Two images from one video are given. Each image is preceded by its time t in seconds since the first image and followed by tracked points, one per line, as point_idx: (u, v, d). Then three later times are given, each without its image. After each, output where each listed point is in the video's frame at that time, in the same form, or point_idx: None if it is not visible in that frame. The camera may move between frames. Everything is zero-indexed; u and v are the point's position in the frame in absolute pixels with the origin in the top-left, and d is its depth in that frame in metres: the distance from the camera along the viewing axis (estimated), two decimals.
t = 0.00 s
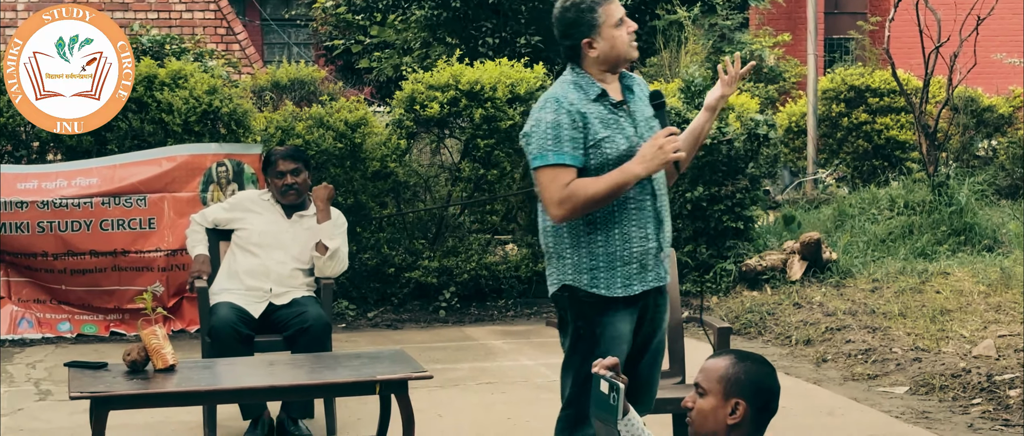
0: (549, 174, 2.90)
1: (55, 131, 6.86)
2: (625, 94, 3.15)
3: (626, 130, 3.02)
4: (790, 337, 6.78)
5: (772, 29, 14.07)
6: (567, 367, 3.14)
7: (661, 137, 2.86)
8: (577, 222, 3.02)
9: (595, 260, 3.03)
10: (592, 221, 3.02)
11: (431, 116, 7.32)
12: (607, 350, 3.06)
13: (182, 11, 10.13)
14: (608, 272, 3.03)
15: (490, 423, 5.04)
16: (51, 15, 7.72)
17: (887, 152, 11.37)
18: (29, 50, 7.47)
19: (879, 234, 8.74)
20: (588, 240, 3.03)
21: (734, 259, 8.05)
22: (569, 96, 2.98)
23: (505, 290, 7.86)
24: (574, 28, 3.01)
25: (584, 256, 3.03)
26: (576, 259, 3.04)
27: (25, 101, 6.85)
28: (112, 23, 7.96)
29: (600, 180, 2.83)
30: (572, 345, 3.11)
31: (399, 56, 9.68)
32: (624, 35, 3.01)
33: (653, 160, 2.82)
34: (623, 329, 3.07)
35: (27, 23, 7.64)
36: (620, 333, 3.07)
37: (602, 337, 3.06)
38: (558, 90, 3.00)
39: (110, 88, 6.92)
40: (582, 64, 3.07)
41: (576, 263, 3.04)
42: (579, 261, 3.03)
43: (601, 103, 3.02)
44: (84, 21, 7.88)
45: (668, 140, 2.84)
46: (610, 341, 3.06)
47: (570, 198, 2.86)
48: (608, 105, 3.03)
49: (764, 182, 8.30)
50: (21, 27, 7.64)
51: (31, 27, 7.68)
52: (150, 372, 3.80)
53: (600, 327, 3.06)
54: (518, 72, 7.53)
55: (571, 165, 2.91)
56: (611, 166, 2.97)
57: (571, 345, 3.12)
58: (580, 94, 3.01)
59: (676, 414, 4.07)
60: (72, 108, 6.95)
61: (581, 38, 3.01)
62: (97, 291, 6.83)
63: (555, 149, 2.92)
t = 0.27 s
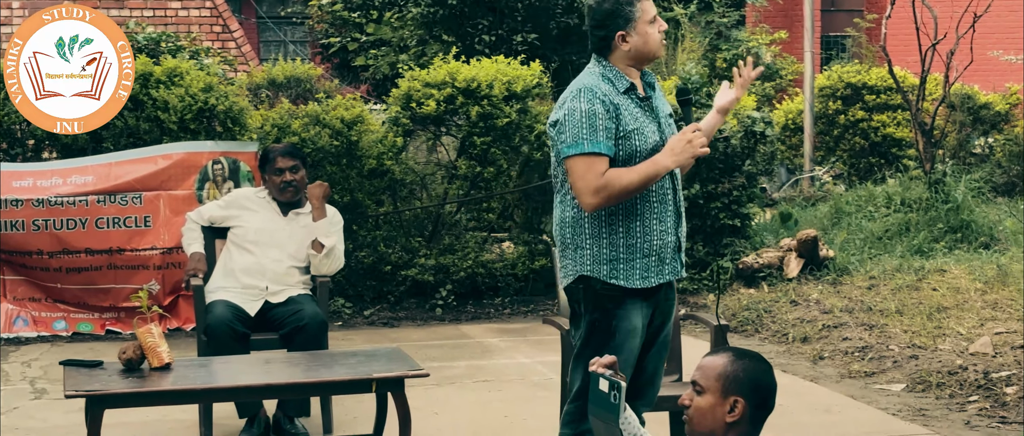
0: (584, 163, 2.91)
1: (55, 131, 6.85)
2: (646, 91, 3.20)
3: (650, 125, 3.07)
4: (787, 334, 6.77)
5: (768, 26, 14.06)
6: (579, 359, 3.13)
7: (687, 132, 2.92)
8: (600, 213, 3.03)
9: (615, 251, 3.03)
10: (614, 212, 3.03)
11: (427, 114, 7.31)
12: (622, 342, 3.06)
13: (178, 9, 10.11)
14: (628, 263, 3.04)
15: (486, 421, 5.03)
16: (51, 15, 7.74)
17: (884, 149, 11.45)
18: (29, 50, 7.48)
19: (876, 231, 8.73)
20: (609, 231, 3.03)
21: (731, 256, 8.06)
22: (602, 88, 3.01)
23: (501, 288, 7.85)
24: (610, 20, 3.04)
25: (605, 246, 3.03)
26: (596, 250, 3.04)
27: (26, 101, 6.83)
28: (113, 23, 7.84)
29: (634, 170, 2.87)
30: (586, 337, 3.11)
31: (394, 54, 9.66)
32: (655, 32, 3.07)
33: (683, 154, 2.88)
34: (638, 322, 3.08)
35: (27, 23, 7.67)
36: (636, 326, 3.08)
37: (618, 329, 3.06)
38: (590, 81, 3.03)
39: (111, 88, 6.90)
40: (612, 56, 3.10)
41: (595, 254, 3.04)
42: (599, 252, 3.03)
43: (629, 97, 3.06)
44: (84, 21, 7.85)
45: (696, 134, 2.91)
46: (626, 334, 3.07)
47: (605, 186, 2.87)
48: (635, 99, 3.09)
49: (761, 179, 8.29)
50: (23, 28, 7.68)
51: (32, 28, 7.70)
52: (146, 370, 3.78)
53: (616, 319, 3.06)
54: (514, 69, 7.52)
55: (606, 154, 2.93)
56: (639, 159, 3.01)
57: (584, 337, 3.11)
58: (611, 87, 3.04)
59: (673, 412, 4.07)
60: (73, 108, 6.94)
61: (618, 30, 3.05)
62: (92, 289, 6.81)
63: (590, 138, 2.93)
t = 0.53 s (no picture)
0: (591, 157, 2.93)
1: (55, 131, 6.85)
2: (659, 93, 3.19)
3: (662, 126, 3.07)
4: (787, 334, 6.78)
5: (768, 26, 14.06)
6: (583, 354, 3.15)
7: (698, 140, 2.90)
8: (605, 210, 3.05)
9: (620, 247, 3.05)
10: (621, 209, 3.04)
11: (427, 114, 7.31)
12: (625, 338, 3.07)
13: (178, 9, 10.11)
14: (632, 260, 3.05)
15: (487, 420, 5.03)
16: (51, 15, 7.82)
17: (884, 149, 11.41)
18: (29, 50, 7.56)
19: (876, 231, 8.73)
20: (615, 228, 3.05)
21: (731, 256, 8.04)
22: (617, 85, 3.01)
23: (502, 287, 7.86)
24: (626, 17, 3.04)
25: (610, 242, 3.05)
26: (601, 245, 3.06)
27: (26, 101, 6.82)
28: (112, 23, 7.95)
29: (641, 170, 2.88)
30: (590, 332, 3.12)
31: (395, 54, 9.66)
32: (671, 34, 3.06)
33: (690, 162, 2.87)
34: (642, 319, 3.08)
35: (27, 23, 7.75)
36: (640, 324, 3.08)
37: (621, 325, 3.07)
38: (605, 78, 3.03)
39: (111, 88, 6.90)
40: (627, 55, 3.10)
41: (600, 249, 3.06)
42: (604, 247, 3.06)
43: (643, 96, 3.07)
44: (84, 21, 7.92)
45: (706, 143, 2.89)
46: (629, 331, 3.07)
47: (612, 183, 2.89)
48: (649, 99, 3.09)
49: (761, 179, 8.30)
50: (22, 29, 7.76)
51: (32, 28, 7.79)
52: (146, 370, 3.78)
53: (620, 315, 3.07)
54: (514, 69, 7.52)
55: (615, 150, 2.94)
56: (647, 157, 3.01)
57: (588, 332, 3.13)
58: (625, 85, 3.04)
59: (674, 411, 4.07)
60: (73, 108, 6.92)
61: (632, 29, 3.05)
62: (93, 288, 6.81)
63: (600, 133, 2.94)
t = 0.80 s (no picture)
0: (575, 150, 2.97)
1: (55, 130, 6.85)
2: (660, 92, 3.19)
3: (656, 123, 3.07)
4: (788, 334, 6.77)
5: (770, 26, 14.06)
6: (583, 351, 3.15)
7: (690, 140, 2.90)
8: (599, 204, 3.06)
9: (613, 243, 3.05)
10: (615, 203, 3.05)
11: (428, 114, 7.31)
12: (620, 335, 3.06)
13: (180, 10, 10.10)
14: (625, 255, 3.05)
15: (488, 421, 5.03)
16: (51, 15, 7.68)
17: (885, 149, 11.43)
18: (29, 50, 7.41)
19: (878, 231, 8.72)
20: (609, 223, 3.06)
21: (732, 257, 8.04)
22: (607, 81, 3.04)
23: (503, 288, 7.86)
24: (613, 15, 3.08)
25: (603, 237, 3.06)
26: (594, 240, 3.07)
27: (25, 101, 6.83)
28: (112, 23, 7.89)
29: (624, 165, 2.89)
30: (588, 329, 3.12)
31: (396, 55, 9.65)
32: (657, 29, 3.05)
33: (677, 160, 2.87)
34: (639, 317, 3.06)
35: (27, 23, 7.59)
36: (636, 321, 3.06)
37: (617, 322, 3.06)
38: (597, 75, 3.06)
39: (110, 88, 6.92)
40: (622, 53, 3.12)
41: (594, 244, 3.07)
42: (598, 242, 3.06)
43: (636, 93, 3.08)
44: (84, 21, 7.82)
45: (696, 141, 2.89)
46: (625, 327, 3.06)
47: (594, 176, 2.92)
48: (643, 95, 3.09)
49: (762, 179, 8.30)
50: (21, 27, 7.60)
51: (32, 28, 7.61)
52: (147, 370, 3.78)
53: (615, 312, 3.06)
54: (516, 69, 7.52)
55: (599, 144, 2.96)
56: (636, 153, 3.02)
57: (586, 330, 3.13)
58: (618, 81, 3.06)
59: (674, 411, 4.07)
60: (73, 108, 6.93)
61: (618, 25, 3.08)
62: (94, 289, 6.81)
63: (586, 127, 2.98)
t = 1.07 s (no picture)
0: (547, 144, 3.00)
1: (55, 131, 6.84)
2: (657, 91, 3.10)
3: (640, 121, 2.99)
4: (790, 335, 6.76)
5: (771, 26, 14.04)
6: (564, 347, 3.14)
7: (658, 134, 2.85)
8: (579, 198, 3.04)
9: (590, 239, 3.03)
10: (593, 198, 3.02)
11: (429, 115, 7.30)
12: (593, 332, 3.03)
13: (181, 10, 10.08)
14: (601, 253, 3.02)
15: (489, 422, 5.02)
16: (51, 15, 7.70)
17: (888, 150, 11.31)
18: (29, 50, 7.45)
19: (880, 232, 8.71)
20: (588, 219, 3.04)
21: (733, 257, 8.05)
22: (590, 79, 3.01)
23: (504, 289, 7.85)
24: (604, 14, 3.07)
25: (581, 233, 3.05)
26: (574, 236, 3.06)
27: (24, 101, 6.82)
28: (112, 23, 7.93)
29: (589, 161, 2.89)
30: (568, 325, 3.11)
31: (397, 55, 9.64)
32: (641, 25, 2.98)
33: (643, 155, 2.82)
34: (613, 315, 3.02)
35: (26, 23, 7.61)
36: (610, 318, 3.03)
37: (590, 319, 3.04)
38: (584, 72, 3.04)
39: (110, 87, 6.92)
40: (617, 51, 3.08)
41: (572, 240, 3.06)
42: (576, 239, 3.05)
43: (624, 92, 3.01)
44: (84, 21, 7.84)
45: (663, 137, 2.83)
46: (599, 324, 3.03)
47: (562, 172, 2.93)
48: (630, 95, 3.01)
49: (764, 180, 8.29)
50: (21, 27, 7.62)
51: (32, 28, 7.65)
52: (147, 372, 3.77)
53: (589, 309, 3.04)
54: (517, 70, 7.52)
55: (570, 142, 2.96)
56: (613, 151, 2.97)
57: (565, 327, 3.12)
58: (604, 78, 3.02)
59: (675, 413, 4.05)
60: (73, 108, 6.91)
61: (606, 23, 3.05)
62: (94, 290, 6.80)
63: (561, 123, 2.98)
